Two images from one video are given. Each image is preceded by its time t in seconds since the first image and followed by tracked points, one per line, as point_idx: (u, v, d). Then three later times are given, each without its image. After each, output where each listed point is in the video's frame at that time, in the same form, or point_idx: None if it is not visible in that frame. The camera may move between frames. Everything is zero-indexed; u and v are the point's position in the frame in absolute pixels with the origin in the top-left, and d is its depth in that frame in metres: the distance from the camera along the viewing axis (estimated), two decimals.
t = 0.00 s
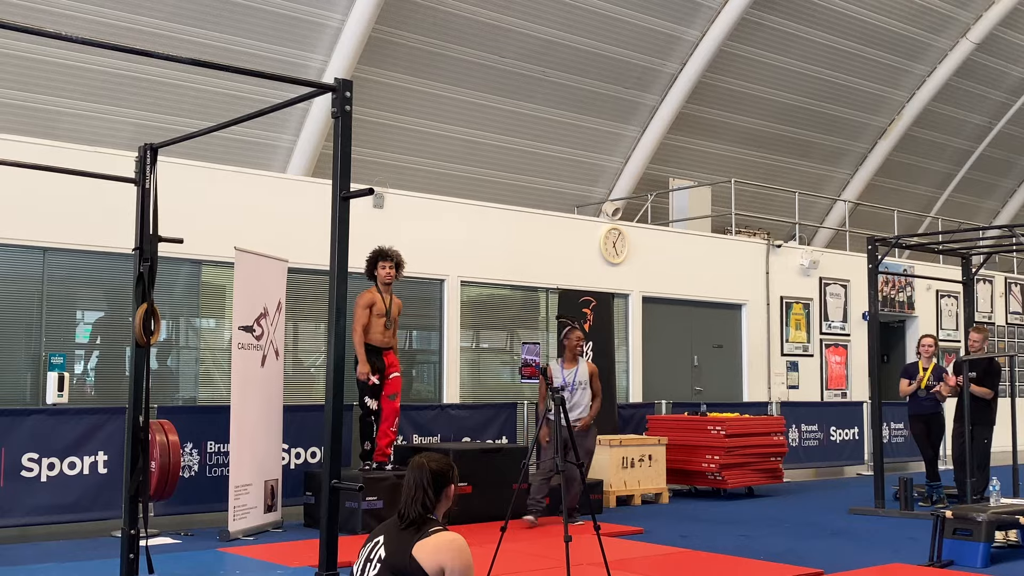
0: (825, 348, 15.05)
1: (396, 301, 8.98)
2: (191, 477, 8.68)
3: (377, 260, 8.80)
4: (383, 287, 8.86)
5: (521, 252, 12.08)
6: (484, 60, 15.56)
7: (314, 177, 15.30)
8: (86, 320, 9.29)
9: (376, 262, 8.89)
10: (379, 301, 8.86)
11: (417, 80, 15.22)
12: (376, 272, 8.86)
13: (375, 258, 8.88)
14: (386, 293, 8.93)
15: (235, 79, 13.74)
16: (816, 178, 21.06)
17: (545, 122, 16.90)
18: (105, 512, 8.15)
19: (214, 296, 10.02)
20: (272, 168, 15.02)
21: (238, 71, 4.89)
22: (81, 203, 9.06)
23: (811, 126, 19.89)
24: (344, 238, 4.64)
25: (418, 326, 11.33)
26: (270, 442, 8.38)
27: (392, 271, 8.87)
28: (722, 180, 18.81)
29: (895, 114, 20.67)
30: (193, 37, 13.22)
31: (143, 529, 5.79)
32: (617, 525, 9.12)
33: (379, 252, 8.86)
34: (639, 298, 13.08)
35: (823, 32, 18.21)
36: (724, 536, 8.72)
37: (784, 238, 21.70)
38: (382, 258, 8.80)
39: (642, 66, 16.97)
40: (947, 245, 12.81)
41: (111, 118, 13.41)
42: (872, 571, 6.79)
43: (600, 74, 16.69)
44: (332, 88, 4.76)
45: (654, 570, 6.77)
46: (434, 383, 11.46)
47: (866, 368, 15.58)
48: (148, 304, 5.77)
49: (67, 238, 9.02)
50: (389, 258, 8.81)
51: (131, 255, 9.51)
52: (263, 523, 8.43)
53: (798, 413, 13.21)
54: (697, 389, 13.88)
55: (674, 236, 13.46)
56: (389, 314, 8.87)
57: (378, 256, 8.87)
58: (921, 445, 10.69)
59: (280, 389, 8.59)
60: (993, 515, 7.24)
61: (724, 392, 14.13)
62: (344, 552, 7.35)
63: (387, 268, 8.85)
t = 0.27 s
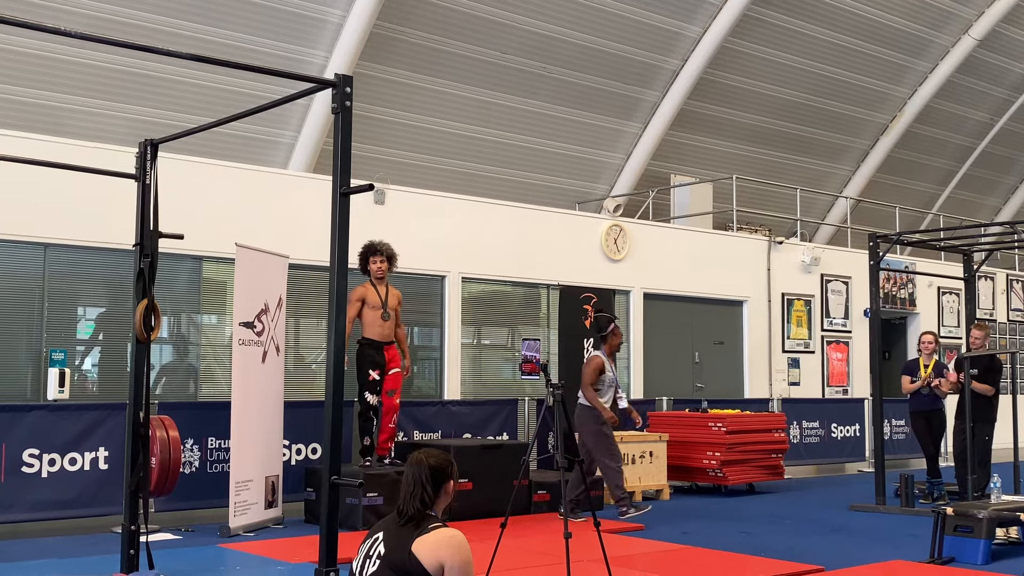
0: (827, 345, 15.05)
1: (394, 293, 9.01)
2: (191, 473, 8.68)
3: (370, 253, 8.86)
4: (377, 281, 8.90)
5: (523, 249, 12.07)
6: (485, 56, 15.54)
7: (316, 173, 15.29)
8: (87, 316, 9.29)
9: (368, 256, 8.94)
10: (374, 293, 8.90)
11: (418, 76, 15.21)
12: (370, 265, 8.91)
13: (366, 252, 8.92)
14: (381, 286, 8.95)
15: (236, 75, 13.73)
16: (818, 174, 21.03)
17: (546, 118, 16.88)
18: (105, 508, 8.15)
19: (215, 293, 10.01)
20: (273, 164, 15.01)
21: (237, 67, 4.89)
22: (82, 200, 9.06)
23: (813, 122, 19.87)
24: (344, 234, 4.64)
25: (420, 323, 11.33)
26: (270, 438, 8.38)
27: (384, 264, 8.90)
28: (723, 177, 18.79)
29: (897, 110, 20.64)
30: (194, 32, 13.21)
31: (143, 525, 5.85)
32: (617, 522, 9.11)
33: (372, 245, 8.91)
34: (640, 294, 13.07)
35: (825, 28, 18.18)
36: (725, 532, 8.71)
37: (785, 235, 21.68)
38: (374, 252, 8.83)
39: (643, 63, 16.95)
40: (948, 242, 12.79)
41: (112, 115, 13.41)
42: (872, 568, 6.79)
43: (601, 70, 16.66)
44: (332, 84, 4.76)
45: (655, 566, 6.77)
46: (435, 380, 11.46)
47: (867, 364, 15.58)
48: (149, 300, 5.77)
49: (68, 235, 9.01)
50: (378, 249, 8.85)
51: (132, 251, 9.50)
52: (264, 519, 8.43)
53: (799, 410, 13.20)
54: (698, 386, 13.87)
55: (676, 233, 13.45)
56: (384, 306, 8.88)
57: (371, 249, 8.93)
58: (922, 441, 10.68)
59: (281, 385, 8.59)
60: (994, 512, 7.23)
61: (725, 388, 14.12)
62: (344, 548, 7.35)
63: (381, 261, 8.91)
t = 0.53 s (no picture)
0: (829, 341, 15.03)
1: (396, 286, 9.05)
2: (194, 468, 8.69)
3: (372, 249, 8.87)
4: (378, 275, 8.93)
5: (525, 244, 12.06)
6: (487, 52, 15.52)
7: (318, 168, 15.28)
8: (91, 311, 9.30)
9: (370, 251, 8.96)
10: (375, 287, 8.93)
11: (421, 71, 15.20)
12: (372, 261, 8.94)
13: (368, 248, 8.92)
14: (383, 281, 8.98)
15: (238, 70, 13.72)
16: (820, 170, 21.00)
17: (548, 114, 16.86)
18: (108, 503, 8.15)
19: (217, 288, 10.02)
20: (276, 159, 15.00)
21: (240, 61, 4.88)
22: (84, 194, 9.06)
23: (816, 118, 19.83)
24: (347, 228, 4.63)
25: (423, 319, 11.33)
26: (273, 433, 8.38)
27: (385, 261, 8.90)
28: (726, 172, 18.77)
29: (900, 106, 20.60)
30: (196, 27, 13.21)
31: (146, 520, 5.85)
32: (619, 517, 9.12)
33: (375, 241, 8.93)
34: (643, 290, 13.06)
35: (828, 23, 18.15)
36: (727, 528, 8.71)
37: (788, 230, 21.66)
38: (375, 247, 8.84)
39: (646, 58, 16.92)
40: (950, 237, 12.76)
41: (114, 110, 13.41)
42: (875, 563, 6.78)
43: (604, 65, 16.64)
44: (335, 78, 4.75)
45: (658, 561, 6.77)
46: (437, 375, 11.46)
47: (870, 360, 15.57)
48: (152, 295, 5.77)
49: (70, 230, 9.02)
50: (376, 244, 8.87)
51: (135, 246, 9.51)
52: (266, 514, 8.43)
53: (801, 405, 13.19)
54: (700, 381, 13.86)
55: (678, 228, 13.43)
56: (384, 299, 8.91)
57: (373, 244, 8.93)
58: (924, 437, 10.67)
59: (283, 380, 8.59)
60: (997, 508, 7.21)
61: (727, 384, 14.11)
62: (346, 543, 7.35)
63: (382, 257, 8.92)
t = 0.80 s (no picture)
0: (830, 338, 15.02)
1: (400, 282, 9.03)
2: (195, 465, 8.69)
3: (374, 246, 8.84)
4: (382, 273, 8.91)
5: (526, 241, 12.05)
6: (488, 49, 15.51)
7: (319, 166, 15.27)
8: (92, 309, 9.29)
9: (373, 248, 8.91)
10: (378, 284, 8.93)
11: (422, 69, 15.19)
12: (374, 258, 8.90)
13: (371, 246, 8.92)
14: (384, 278, 8.97)
15: (239, 68, 13.71)
16: (821, 168, 20.99)
17: (549, 111, 16.85)
18: (109, 500, 8.15)
19: (218, 285, 10.01)
20: (277, 157, 15.00)
21: (240, 57, 4.87)
22: (85, 192, 9.05)
23: (817, 116, 19.82)
24: (347, 224, 4.62)
25: (424, 316, 11.32)
26: (274, 431, 8.38)
27: (388, 259, 8.91)
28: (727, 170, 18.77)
29: (901, 104, 20.59)
30: (197, 25, 13.20)
31: (147, 517, 5.85)
32: (621, 514, 9.12)
33: (377, 239, 8.89)
34: (644, 287, 13.05)
35: (829, 21, 18.13)
36: (729, 525, 8.71)
37: (789, 228, 21.64)
38: (378, 246, 8.83)
39: (647, 56, 16.90)
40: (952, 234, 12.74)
41: (115, 107, 13.41)
42: (876, 561, 6.78)
43: (605, 63, 16.63)
44: (336, 75, 4.74)
45: (660, 559, 6.76)
46: (438, 372, 11.45)
47: (871, 357, 15.57)
48: (152, 292, 5.77)
49: (71, 227, 9.01)
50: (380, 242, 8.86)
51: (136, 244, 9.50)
52: (268, 511, 8.42)
53: (802, 403, 13.18)
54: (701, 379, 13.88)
55: (679, 226, 13.42)
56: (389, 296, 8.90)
57: (377, 242, 8.90)
58: (925, 434, 10.66)
59: (284, 377, 8.57)
60: (999, 505, 7.21)
61: (728, 381, 14.10)
62: (348, 540, 7.35)
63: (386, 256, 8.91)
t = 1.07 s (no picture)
0: (830, 337, 15.03)
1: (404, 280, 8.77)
2: (194, 465, 8.68)
3: (374, 246, 8.81)
4: (382, 273, 8.88)
5: (525, 241, 12.05)
6: (487, 49, 15.50)
7: (318, 165, 15.27)
8: (91, 309, 9.29)
9: (374, 248, 8.88)
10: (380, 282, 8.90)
11: (421, 69, 15.18)
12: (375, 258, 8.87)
13: (372, 245, 8.88)
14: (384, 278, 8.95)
15: (238, 68, 13.71)
16: (821, 167, 20.99)
17: (548, 111, 16.85)
18: (108, 500, 8.15)
19: (217, 285, 10.00)
20: (276, 156, 15.00)
21: (238, 57, 4.86)
22: (84, 193, 9.05)
23: (816, 115, 19.82)
24: (346, 225, 4.62)
25: (424, 316, 11.32)
26: (273, 431, 8.38)
27: (389, 259, 8.88)
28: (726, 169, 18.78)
29: (900, 103, 20.59)
30: (196, 25, 13.20)
31: (146, 517, 5.85)
32: (620, 514, 9.12)
33: (377, 239, 8.87)
34: (643, 287, 13.05)
35: (828, 20, 18.13)
36: (728, 525, 8.71)
37: (788, 227, 21.65)
38: (379, 246, 8.80)
39: (646, 55, 16.90)
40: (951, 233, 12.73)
41: (114, 107, 13.40)
42: (875, 560, 6.78)
43: (604, 62, 16.63)
44: (335, 74, 4.74)
45: (659, 558, 6.76)
46: (437, 372, 11.44)
47: (870, 356, 15.57)
48: (151, 292, 5.77)
49: (70, 227, 9.01)
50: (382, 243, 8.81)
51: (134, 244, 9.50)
52: (267, 511, 8.43)
53: (801, 402, 13.19)
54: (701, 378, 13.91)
55: (678, 225, 13.42)
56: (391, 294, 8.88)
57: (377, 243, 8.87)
58: (924, 434, 10.66)
59: (283, 377, 8.57)
60: (998, 504, 7.20)
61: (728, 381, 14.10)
62: (346, 540, 7.35)
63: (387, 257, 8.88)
